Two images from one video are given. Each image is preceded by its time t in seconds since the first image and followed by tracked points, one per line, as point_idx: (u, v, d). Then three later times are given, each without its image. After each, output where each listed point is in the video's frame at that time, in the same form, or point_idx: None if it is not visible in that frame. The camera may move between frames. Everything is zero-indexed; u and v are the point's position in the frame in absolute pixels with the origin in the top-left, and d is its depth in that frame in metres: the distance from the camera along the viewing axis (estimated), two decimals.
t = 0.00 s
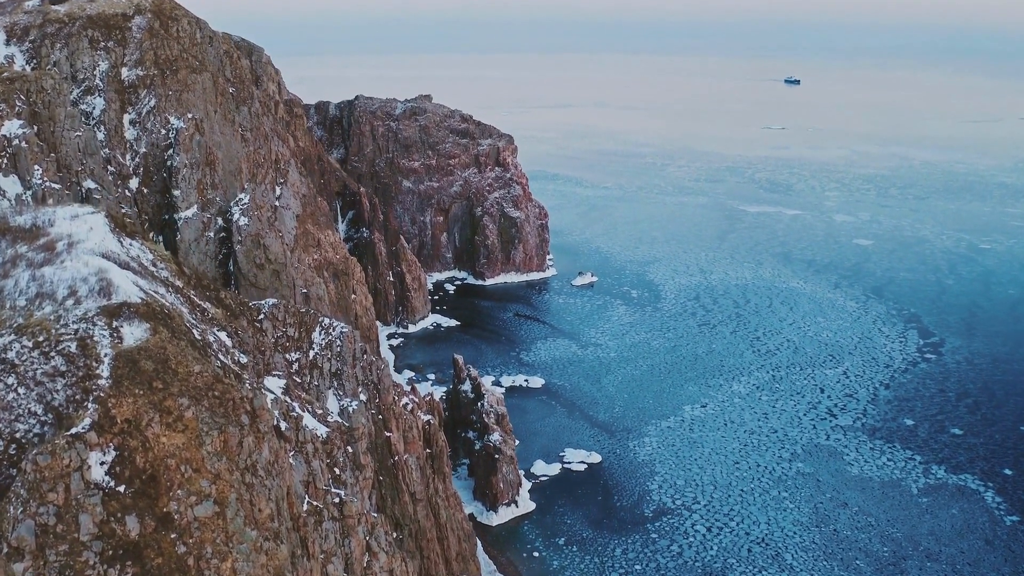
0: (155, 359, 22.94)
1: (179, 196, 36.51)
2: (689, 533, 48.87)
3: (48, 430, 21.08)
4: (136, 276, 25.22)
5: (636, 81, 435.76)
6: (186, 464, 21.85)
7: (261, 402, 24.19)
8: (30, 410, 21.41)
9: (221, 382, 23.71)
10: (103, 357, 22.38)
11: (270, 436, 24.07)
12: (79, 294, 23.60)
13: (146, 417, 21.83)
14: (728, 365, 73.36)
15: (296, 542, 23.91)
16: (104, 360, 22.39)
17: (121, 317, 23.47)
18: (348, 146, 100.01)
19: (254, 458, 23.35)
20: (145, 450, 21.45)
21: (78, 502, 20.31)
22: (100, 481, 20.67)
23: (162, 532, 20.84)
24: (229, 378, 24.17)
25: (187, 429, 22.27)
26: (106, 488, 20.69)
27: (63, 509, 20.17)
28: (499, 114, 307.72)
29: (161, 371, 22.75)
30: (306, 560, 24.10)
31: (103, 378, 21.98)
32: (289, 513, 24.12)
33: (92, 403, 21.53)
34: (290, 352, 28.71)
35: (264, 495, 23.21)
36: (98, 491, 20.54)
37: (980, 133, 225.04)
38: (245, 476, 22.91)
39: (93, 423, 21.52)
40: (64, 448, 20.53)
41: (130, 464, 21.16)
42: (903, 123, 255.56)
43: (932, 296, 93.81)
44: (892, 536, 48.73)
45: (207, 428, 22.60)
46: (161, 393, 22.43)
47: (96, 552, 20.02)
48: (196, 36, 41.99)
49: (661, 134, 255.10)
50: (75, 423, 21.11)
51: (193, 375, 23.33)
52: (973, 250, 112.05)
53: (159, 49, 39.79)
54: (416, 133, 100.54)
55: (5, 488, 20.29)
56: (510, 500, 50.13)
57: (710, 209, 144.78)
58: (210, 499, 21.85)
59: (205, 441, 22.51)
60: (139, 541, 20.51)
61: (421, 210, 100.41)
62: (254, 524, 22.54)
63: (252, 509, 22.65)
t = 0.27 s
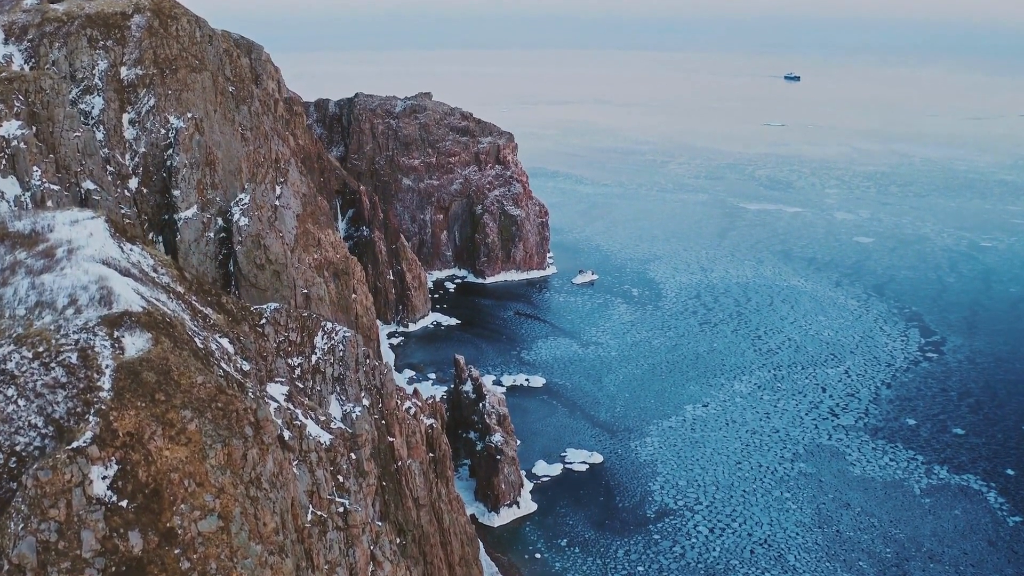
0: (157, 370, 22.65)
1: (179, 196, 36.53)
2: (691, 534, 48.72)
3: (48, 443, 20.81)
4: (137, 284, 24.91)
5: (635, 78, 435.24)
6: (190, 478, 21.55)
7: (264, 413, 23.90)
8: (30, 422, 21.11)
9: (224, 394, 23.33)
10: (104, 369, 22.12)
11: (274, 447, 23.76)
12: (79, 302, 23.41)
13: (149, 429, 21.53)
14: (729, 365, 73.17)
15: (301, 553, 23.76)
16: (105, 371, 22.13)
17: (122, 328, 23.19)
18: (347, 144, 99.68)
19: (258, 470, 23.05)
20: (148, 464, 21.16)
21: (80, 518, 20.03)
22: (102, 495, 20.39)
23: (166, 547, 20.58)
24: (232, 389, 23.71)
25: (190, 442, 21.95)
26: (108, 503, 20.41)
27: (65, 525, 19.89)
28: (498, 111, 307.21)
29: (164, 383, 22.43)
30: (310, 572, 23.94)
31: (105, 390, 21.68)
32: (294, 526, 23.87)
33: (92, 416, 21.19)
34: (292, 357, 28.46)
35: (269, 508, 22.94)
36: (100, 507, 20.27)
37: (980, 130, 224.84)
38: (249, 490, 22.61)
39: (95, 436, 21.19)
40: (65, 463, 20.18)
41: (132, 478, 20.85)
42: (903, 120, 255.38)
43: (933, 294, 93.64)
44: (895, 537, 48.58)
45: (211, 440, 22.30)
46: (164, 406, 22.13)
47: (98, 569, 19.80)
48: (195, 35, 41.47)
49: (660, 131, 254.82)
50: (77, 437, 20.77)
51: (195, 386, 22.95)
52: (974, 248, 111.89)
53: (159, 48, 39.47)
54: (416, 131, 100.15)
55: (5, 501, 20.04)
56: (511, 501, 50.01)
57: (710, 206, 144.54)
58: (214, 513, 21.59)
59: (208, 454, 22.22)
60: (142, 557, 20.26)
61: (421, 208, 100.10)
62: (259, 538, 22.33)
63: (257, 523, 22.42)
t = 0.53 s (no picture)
0: (160, 383, 22.43)
1: (178, 196, 36.59)
2: (693, 535, 48.58)
3: (49, 457, 20.47)
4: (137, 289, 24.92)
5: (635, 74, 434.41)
6: (194, 492, 21.27)
7: (269, 424, 23.68)
8: (30, 436, 20.81)
9: (228, 405, 23.15)
10: (106, 382, 21.83)
11: (278, 459, 23.55)
12: (80, 311, 23.23)
13: (151, 443, 21.23)
14: (730, 363, 73.01)
15: (306, 565, 23.60)
16: (107, 384, 21.85)
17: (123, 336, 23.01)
18: (347, 142, 99.34)
19: (263, 483, 22.84)
20: (151, 478, 20.83)
21: (83, 534, 19.64)
22: (104, 510, 20.04)
23: (170, 563, 20.25)
24: (235, 400, 23.56)
25: (194, 455, 21.67)
26: (111, 518, 20.04)
27: (68, 541, 19.48)
28: (498, 107, 306.65)
29: (166, 396, 22.25)
30: None
31: (106, 403, 21.43)
32: (299, 537, 23.69)
33: (94, 429, 20.90)
34: (294, 362, 28.47)
35: (274, 522, 22.74)
36: (104, 522, 19.90)
37: (980, 127, 224.53)
38: (253, 504, 22.39)
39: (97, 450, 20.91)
40: (67, 479, 19.85)
41: (135, 493, 20.52)
42: (903, 116, 255.07)
43: (934, 292, 93.45)
44: (897, 538, 48.45)
45: (215, 454, 22.02)
46: (167, 419, 21.89)
47: None
48: (195, 34, 41.32)
49: (660, 128, 254.41)
50: (78, 452, 20.45)
51: (199, 398, 22.76)
52: (975, 246, 111.66)
53: (157, 46, 39.50)
54: (416, 128, 99.76)
55: (6, 516, 19.71)
56: (513, 501, 49.83)
57: (711, 203, 144.25)
58: (219, 528, 21.32)
59: (212, 468, 21.94)
60: (146, 573, 19.89)
61: (421, 206, 99.80)
62: (264, 552, 22.15)
63: (262, 537, 22.22)
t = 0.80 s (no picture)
0: (163, 395, 22.07)
1: (178, 196, 36.71)
2: (696, 536, 48.45)
3: (51, 470, 20.19)
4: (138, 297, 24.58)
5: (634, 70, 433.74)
6: (199, 508, 20.96)
7: (274, 436, 23.42)
8: (32, 449, 20.47)
9: (232, 417, 22.81)
10: (109, 394, 21.47)
11: (284, 471, 23.26)
12: (81, 321, 22.89)
13: (155, 457, 20.95)
14: (731, 362, 72.83)
15: None
16: (110, 396, 21.50)
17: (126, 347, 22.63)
18: (346, 140, 98.98)
19: (269, 496, 22.58)
20: (155, 493, 20.53)
21: (86, 551, 19.41)
22: (108, 526, 19.80)
23: None
24: (240, 412, 23.28)
25: (199, 469, 21.41)
26: (115, 535, 19.80)
27: (71, 559, 19.27)
28: (497, 104, 306.01)
29: (170, 408, 21.89)
30: None
31: (109, 416, 21.10)
32: (304, 549, 23.50)
33: (97, 443, 20.59)
34: (297, 367, 28.68)
35: (280, 536, 22.54)
36: (107, 539, 19.65)
37: (980, 124, 224.32)
38: (259, 519, 22.11)
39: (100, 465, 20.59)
40: (69, 495, 19.53)
41: (139, 508, 20.25)
42: (902, 113, 254.78)
43: (935, 290, 93.27)
44: (900, 538, 48.33)
45: (220, 468, 21.74)
46: (171, 432, 21.54)
47: None
48: (194, 32, 41.29)
49: (659, 124, 254.05)
50: (81, 466, 20.16)
51: (203, 411, 22.42)
52: (975, 243, 111.50)
53: (157, 45, 39.41)
54: (416, 126, 99.39)
55: (8, 531, 19.38)
56: (515, 502, 49.68)
57: (710, 201, 143.98)
58: (225, 543, 21.05)
59: (217, 483, 21.66)
60: None
61: (420, 204, 99.51)
62: (270, 567, 21.91)
63: (268, 552, 21.98)
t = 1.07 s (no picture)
0: (167, 408, 21.87)
1: (178, 197, 36.56)
2: (699, 537, 48.32)
3: (53, 485, 20.03)
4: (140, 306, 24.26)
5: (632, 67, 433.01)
6: (204, 523, 20.75)
7: (280, 448, 23.20)
8: (33, 463, 20.35)
9: (237, 430, 22.61)
10: (112, 408, 21.29)
11: (290, 484, 23.13)
12: (83, 331, 22.69)
13: (160, 472, 20.73)
14: (733, 361, 72.68)
15: None
16: (114, 410, 21.30)
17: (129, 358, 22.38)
18: (346, 138, 98.62)
19: (276, 510, 22.46)
20: (160, 509, 20.34)
21: (91, 569, 19.30)
22: (112, 543, 19.61)
23: None
24: (245, 424, 23.07)
25: (205, 484, 21.21)
26: (120, 551, 19.64)
27: None
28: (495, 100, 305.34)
29: (175, 421, 21.68)
30: None
31: (113, 431, 20.88)
32: (311, 561, 23.42)
33: (101, 458, 20.37)
34: (300, 372, 28.56)
35: (287, 551, 22.39)
36: (112, 556, 19.50)
37: (979, 120, 224.19)
38: (266, 533, 21.96)
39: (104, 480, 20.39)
40: (73, 512, 19.38)
41: (144, 524, 20.04)
42: (902, 109, 254.58)
43: (936, 288, 93.12)
44: (903, 539, 48.21)
45: (226, 484, 21.55)
46: (175, 446, 21.34)
47: None
48: (194, 31, 41.07)
49: (658, 121, 253.66)
50: (84, 482, 19.91)
51: (208, 423, 22.23)
52: (975, 241, 111.37)
53: (157, 45, 39.20)
54: (416, 124, 99.02)
55: (10, 547, 19.27)
56: (517, 503, 49.45)
57: (710, 198, 143.79)
58: (231, 560, 20.85)
59: (224, 497, 21.48)
60: None
61: (420, 202, 99.26)
62: None
63: (275, 567, 21.81)
